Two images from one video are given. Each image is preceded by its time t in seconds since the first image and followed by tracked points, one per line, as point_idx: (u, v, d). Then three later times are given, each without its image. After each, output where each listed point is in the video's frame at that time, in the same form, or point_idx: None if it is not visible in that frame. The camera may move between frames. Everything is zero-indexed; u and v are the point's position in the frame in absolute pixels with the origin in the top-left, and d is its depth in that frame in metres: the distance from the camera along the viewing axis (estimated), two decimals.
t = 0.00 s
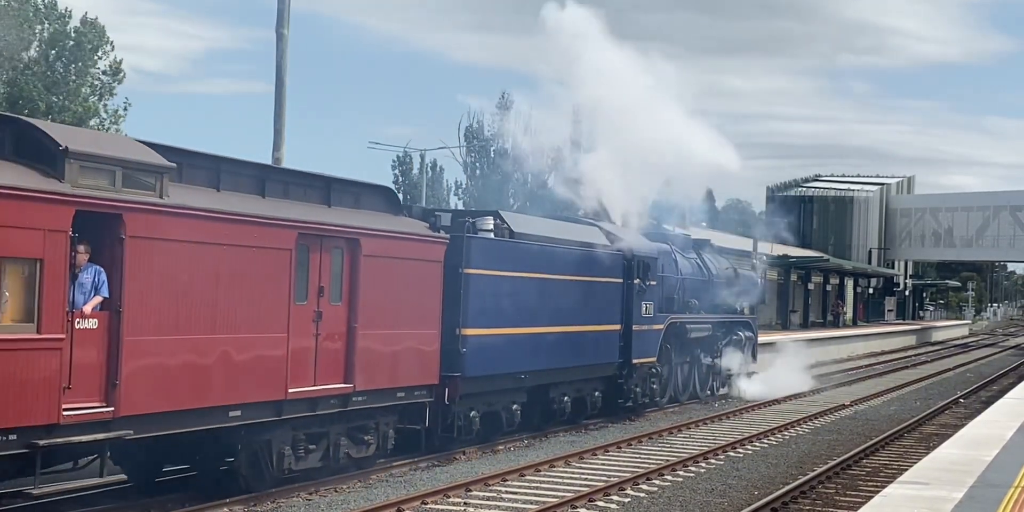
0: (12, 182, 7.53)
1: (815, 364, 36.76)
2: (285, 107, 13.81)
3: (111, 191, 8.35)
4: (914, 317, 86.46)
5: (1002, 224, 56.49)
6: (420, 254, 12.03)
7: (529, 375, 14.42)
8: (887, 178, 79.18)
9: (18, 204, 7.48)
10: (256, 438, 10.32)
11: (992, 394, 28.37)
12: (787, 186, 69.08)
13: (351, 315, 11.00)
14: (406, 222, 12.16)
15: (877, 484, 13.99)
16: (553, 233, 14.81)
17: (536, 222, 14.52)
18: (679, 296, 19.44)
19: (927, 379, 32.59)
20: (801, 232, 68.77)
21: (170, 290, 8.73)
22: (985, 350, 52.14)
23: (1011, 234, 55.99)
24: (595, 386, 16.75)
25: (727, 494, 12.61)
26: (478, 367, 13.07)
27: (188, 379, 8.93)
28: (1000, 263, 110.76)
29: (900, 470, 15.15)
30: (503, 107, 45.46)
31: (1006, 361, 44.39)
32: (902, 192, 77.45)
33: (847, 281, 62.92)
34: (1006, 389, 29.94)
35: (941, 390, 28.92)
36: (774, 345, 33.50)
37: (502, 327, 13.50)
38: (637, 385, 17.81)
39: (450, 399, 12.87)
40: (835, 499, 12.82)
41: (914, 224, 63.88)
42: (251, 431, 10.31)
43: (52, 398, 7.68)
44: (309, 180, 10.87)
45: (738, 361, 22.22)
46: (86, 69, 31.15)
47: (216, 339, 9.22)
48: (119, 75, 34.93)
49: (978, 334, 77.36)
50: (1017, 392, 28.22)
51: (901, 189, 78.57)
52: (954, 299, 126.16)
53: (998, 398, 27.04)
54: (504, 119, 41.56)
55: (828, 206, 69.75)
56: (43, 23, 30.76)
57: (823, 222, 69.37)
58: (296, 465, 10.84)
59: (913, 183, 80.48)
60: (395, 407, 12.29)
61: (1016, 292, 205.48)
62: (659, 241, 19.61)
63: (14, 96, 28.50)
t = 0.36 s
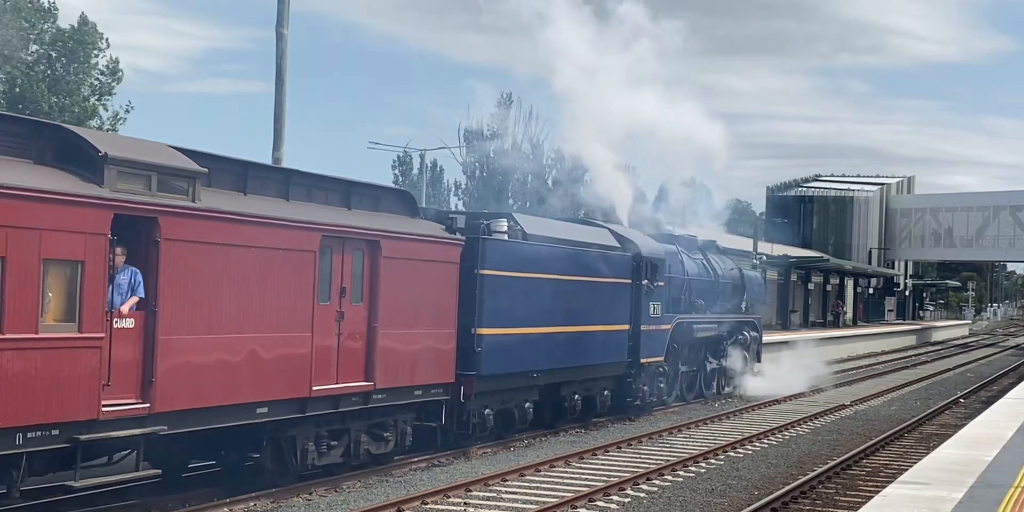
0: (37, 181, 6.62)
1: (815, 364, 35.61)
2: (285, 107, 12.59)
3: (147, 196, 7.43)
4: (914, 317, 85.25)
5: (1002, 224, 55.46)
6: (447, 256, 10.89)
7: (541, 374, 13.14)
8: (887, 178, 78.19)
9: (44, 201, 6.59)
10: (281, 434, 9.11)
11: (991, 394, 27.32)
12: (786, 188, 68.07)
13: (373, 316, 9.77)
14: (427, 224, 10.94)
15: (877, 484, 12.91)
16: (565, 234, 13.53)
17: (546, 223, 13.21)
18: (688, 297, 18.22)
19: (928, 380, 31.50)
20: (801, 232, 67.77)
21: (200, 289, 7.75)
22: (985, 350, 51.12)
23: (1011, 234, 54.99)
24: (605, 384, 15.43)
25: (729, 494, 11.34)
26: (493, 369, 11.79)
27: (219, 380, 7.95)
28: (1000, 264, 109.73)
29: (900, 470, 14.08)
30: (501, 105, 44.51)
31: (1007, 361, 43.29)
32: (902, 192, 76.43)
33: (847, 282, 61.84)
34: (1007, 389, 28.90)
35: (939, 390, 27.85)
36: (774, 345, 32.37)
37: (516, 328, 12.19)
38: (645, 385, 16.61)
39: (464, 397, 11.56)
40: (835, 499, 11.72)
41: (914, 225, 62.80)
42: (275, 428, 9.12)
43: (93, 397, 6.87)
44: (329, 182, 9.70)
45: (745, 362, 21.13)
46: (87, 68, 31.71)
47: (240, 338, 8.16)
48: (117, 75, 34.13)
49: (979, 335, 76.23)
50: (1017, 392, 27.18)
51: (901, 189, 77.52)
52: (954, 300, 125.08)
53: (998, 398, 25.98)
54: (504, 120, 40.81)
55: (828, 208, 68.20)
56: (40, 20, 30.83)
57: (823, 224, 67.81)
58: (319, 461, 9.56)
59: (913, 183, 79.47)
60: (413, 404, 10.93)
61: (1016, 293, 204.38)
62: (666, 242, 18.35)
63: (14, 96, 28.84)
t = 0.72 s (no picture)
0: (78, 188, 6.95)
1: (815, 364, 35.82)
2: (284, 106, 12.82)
3: (180, 200, 7.75)
4: (914, 317, 85.33)
5: (1002, 224, 55.69)
6: (462, 258, 11.16)
7: (552, 373, 13.35)
8: (887, 178, 78.42)
9: (84, 207, 6.92)
10: (302, 431, 9.40)
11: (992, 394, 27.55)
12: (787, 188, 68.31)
13: (391, 316, 10.04)
14: (441, 226, 11.21)
15: (877, 484, 13.15)
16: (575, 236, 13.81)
17: (555, 225, 13.50)
18: (693, 297, 18.45)
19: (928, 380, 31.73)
20: (801, 232, 68.37)
21: (227, 291, 8.06)
22: (985, 350, 51.36)
23: (1011, 234, 55.21)
24: (614, 383, 15.73)
25: (728, 494, 11.53)
26: (506, 367, 12.04)
27: (246, 378, 8.24)
28: (1000, 264, 109.94)
29: (900, 470, 14.32)
30: (502, 105, 44.78)
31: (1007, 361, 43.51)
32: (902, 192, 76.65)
33: (847, 281, 62.06)
34: (1007, 389, 29.13)
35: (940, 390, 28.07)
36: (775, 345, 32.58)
37: (527, 327, 12.43)
38: (651, 383, 16.89)
39: (478, 396, 11.84)
40: (834, 499, 11.95)
41: (914, 224, 63.01)
42: (297, 424, 9.42)
43: (127, 393, 7.21)
44: (349, 186, 9.97)
45: (749, 361, 21.41)
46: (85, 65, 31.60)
47: (265, 337, 8.46)
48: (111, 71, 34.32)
49: (979, 334, 76.43)
50: (1017, 392, 27.41)
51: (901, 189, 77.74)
52: (954, 300, 125.28)
53: (998, 398, 26.21)
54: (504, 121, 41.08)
55: (828, 207, 68.60)
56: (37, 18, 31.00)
57: (823, 223, 68.19)
58: (339, 457, 9.85)
59: (913, 183, 79.70)
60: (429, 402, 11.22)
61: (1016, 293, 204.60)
62: (672, 244, 18.59)
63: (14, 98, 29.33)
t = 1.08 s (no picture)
0: (116, 193, 7.22)
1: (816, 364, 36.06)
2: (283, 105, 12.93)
3: (212, 204, 8.02)
4: (914, 317, 85.55)
5: (1003, 224, 55.93)
6: (478, 259, 11.43)
7: (564, 372, 13.61)
8: (887, 178, 78.65)
9: (123, 211, 7.19)
10: (326, 427, 9.69)
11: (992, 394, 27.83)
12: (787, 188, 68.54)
13: (409, 316, 10.32)
14: (457, 228, 11.47)
15: (877, 484, 13.43)
16: (586, 238, 14.08)
17: (566, 226, 13.77)
18: (699, 297, 18.71)
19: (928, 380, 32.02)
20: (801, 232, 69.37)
21: (256, 291, 8.34)
22: (985, 350, 51.64)
23: (1011, 234, 55.45)
24: (622, 383, 16.02)
25: (728, 495, 11.62)
26: (518, 365, 12.31)
27: (273, 376, 8.53)
28: (999, 263, 110.19)
29: (900, 470, 14.59)
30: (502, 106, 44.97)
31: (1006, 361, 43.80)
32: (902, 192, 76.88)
33: (847, 281, 62.30)
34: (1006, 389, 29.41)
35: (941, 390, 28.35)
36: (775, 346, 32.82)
37: (539, 327, 12.71)
38: (659, 382, 17.18)
39: (492, 394, 12.12)
40: (834, 499, 12.21)
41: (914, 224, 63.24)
42: (320, 421, 9.70)
43: (162, 390, 7.49)
44: (368, 189, 10.23)
45: (754, 360, 21.69)
46: (81, 60, 31.53)
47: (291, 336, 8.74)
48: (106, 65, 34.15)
49: (979, 334, 76.68)
50: (1016, 392, 27.70)
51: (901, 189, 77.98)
52: (954, 300, 125.52)
53: (998, 398, 26.49)
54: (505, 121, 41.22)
55: (828, 207, 68.94)
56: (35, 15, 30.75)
57: (823, 223, 68.91)
58: (359, 453, 10.13)
59: (913, 184, 79.97)
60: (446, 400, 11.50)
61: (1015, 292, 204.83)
62: (678, 244, 18.85)
63: (13, 96, 29.29)
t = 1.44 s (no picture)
0: (152, 197, 7.48)
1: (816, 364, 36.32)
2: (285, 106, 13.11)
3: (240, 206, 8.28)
4: (914, 317, 85.79)
5: (1003, 224, 56.12)
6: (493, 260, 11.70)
7: (574, 371, 13.90)
8: (888, 178, 78.87)
9: (160, 215, 7.47)
10: (346, 424, 9.99)
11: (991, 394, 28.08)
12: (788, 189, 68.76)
13: (427, 316, 10.59)
14: (472, 229, 11.73)
15: (877, 484, 13.69)
16: (595, 239, 14.35)
17: (577, 228, 14.05)
18: (705, 297, 18.97)
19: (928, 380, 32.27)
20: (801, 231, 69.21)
21: (282, 292, 8.61)
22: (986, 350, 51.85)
23: (1011, 234, 55.61)
24: (630, 382, 16.34)
25: (728, 495, 11.89)
26: (531, 364, 12.60)
27: (298, 373, 8.81)
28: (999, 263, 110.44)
29: (900, 470, 14.85)
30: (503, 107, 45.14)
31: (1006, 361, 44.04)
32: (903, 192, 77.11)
33: (847, 281, 62.54)
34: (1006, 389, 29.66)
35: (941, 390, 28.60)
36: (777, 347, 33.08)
37: (551, 326, 12.99)
38: (665, 381, 17.48)
39: (506, 392, 12.44)
40: (835, 499, 12.46)
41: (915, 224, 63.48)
42: (342, 417, 9.99)
43: (195, 387, 7.77)
44: (386, 191, 10.50)
45: (757, 359, 21.96)
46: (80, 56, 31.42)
47: (315, 335, 9.01)
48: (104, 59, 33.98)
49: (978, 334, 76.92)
50: (1017, 392, 27.94)
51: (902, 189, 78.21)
52: (954, 300, 125.76)
53: (998, 398, 26.74)
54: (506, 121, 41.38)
55: (828, 206, 69.27)
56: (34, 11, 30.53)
57: (823, 223, 69.05)
58: (379, 449, 10.40)
59: (914, 184, 80.22)
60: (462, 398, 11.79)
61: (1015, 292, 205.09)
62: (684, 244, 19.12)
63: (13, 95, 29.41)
